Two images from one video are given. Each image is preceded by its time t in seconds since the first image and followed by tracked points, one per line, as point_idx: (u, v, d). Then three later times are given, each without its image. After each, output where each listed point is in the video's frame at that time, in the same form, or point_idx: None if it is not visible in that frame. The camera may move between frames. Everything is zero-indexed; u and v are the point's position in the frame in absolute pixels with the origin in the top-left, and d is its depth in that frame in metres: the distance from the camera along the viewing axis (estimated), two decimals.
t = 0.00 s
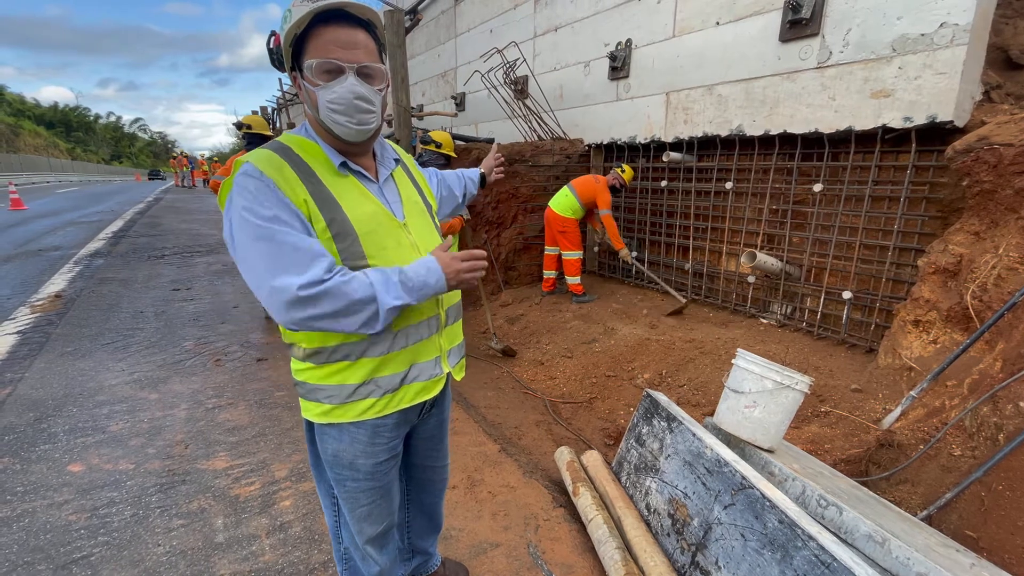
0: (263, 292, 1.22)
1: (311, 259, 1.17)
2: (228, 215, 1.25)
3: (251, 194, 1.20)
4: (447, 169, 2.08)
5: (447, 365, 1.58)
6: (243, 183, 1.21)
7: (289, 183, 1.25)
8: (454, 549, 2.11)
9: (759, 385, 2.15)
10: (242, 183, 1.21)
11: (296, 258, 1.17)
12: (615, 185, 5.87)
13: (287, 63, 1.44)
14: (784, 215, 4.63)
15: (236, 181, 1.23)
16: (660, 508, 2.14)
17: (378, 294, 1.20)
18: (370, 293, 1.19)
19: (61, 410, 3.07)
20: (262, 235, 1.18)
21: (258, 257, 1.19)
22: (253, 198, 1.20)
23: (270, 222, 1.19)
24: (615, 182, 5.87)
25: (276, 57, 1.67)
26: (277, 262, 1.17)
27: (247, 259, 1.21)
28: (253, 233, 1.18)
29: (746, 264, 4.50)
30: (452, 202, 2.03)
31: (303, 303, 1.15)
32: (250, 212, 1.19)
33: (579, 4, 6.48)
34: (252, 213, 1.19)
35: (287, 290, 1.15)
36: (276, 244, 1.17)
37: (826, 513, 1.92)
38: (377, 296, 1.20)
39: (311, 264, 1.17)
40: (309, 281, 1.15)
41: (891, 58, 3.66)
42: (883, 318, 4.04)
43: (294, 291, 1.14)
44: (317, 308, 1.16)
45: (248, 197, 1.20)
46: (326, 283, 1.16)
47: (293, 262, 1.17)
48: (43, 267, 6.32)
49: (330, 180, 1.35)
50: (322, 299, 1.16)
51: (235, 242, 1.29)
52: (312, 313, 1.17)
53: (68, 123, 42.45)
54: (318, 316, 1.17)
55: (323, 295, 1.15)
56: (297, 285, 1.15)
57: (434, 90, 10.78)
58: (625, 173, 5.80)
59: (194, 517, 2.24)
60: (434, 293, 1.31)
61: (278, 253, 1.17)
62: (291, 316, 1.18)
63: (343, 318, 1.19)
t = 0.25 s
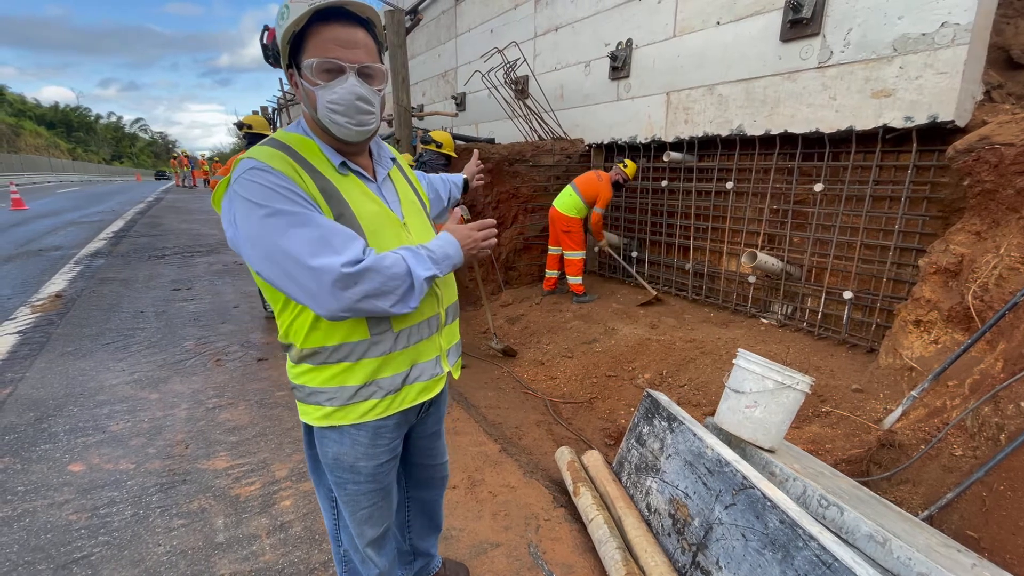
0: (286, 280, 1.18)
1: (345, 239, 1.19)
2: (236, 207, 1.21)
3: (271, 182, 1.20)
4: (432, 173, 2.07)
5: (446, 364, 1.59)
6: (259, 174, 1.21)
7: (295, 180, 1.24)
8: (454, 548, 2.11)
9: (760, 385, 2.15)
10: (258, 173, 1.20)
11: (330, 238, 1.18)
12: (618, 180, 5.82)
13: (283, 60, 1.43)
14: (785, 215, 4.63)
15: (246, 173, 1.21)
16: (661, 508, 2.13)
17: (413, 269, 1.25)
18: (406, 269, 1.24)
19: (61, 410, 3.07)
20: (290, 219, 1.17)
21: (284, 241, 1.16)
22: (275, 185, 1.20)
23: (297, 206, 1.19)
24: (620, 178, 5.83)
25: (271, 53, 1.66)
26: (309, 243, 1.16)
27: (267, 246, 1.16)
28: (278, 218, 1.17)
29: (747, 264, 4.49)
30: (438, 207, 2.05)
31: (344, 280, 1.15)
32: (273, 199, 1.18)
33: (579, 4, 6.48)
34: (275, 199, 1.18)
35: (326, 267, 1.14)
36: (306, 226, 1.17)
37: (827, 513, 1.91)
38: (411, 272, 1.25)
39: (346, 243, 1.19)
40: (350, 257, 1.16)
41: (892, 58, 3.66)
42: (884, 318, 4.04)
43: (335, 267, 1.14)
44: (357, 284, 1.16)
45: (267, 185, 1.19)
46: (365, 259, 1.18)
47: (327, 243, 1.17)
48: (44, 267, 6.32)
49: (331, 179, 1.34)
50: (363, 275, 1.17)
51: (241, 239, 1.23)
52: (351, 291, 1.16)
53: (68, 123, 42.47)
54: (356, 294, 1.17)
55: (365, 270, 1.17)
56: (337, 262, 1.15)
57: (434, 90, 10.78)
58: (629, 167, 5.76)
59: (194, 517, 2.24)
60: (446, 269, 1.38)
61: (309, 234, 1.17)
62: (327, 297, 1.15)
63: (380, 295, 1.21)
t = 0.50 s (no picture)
0: (291, 283, 1.17)
1: (353, 244, 1.20)
2: (239, 210, 1.20)
3: (278, 185, 1.20)
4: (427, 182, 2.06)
5: (447, 366, 1.59)
6: (264, 176, 1.21)
7: (299, 182, 1.24)
8: (454, 549, 2.11)
9: (760, 385, 2.15)
10: (263, 175, 1.20)
11: (337, 243, 1.19)
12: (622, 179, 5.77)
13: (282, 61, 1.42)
14: (785, 215, 4.62)
15: (250, 175, 1.21)
16: (661, 509, 2.13)
17: (420, 276, 1.27)
18: (413, 276, 1.25)
19: (61, 410, 3.07)
20: (296, 222, 1.17)
21: (290, 244, 1.16)
22: (281, 188, 1.20)
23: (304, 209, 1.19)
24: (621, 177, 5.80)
25: (271, 53, 1.66)
26: (316, 247, 1.17)
27: (272, 249, 1.16)
28: (285, 221, 1.17)
29: (747, 264, 4.49)
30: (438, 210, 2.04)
31: (351, 285, 1.15)
32: (280, 202, 1.18)
33: (579, 4, 6.48)
34: (281, 202, 1.18)
35: (334, 271, 1.14)
36: (313, 230, 1.17)
37: (828, 513, 1.91)
38: (418, 279, 1.27)
39: (354, 248, 1.20)
40: (358, 262, 1.17)
41: (892, 58, 3.66)
42: (884, 318, 4.04)
43: (343, 271, 1.14)
44: (364, 289, 1.17)
45: (272, 188, 1.19)
46: (372, 265, 1.19)
47: (335, 247, 1.18)
48: (43, 267, 6.32)
49: (333, 181, 1.34)
50: (371, 280, 1.17)
51: (244, 242, 1.23)
52: (358, 296, 1.17)
53: (68, 123, 42.47)
54: (363, 299, 1.18)
55: (372, 275, 1.18)
56: (345, 266, 1.15)
57: (434, 90, 10.78)
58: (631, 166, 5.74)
59: (194, 517, 2.24)
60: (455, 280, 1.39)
61: (317, 238, 1.17)
62: (333, 301, 1.16)
63: (386, 301, 1.21)
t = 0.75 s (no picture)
0: (292, 283, 1.17)
1: (356, 246, 1.20)
2: (244, 208, 1.20)
3: (283, 184, 1.20)
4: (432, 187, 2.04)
5: (447, 368, 1.59)
6: (270, 176, 1.21)
7: (306, 183, 1.25)
8: (454, 549, 2.11)
9: (761, 385, 2.15)
10: (269, 174, 1.21)
11: (341, 245, 1.18)
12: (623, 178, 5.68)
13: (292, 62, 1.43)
14: (785, 215, 4.62)
15: (257, 174, 1.21)
16: (660, 509, 2.13)
17: (421, 282, 1.26)
18: (414, 282, 1.25)
19: (61, 410, 3.07)
20: (301, 222, 1.17)
21: (293, 243, 1.16)
22: (287, 188, 1.20)
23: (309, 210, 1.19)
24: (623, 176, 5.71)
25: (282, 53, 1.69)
26: (319, 248, 1.17)
27: (276, 248, 1.16)
28: (290, 220, 1.17)
29: (747, 264, 4.49)
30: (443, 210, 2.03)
31: (353, 287, 1.15)
32: (285, 202, 1.18)
33: (579, 4, 6.48)
34: (286, 202, 1.18)
35: (335, 272, 1.14)
36: (317, 231, 1.18)
37: (827, 514, 1.91)
38: (420, 286, 1.26)
39: (357, 251, 1.19)
40: (360, 265, 1.17)
41: (892, 58, 3.66)
42: (884, 318, 4.03)
43: (345, 273, 1.14)
44: (365, 292, 1.17)
45: (278, 188, 1.19)
46: (374, 268, 1.19)
47: (337, 250, 1.18)
48: (43, 267, 6.32)
49: (338, 181, 1.33)
50: (372, 284, 1.17)
51: (247, 239, 1.23)
52: (359, 298, 1.16)
53: (68, 123, 42.47)
54: (364, 302, 1.17)
55: (373, 279, 1.17)
56: (346, 268, 1.15)
57: (434, 90, 10.78)
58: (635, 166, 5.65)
59: (194, 517, 2.24)
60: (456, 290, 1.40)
61: (321, 239, 1.17)
62: (334, 302, 1.15)
63: (386, 305, 1.21)
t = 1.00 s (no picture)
0: (295, 281, 1.17)
1: (359, 244, 1.20)
2: (248, 206, 1.20)
3: (287, 182, 1.20)
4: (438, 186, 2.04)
5: (449, 368, 1.59)
6: (274, 174, 1.21)
7: (310, 182, 1.24)
8: (454, 549, 2.11)
9: (760, 385, 2.15)
10: (273, 172, 1.21)
11: (343, 243, 1.18)
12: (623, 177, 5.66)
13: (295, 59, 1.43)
14: (785, 215, 4.62)
15: (260, 172, 1.21)
16: (660, 509, 2.13)
17: (423, 281, 1.26)
18: (416, 281, 1.25)
19: (60, 410, 3.07)
20: (304, 220, 1.17)
21: (296, 241, 1.16)
22: (290, 186, 1.20)
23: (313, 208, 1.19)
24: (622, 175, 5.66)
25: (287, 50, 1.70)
26: (322, 246, 1.16)
27: (279, 246, 1.16)
28: (293, 218, 1.17)
29: (747, 264, 4.49)
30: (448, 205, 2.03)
31: (355, 285, 1.15)
32: (288, 200, 1.18)
33: (579, 4, 6.48)
34: (289, 200, 1.18)
35: (338, 270, 1.14)
36: (319, 229, 1.17)
37: (826, 514, 1.91)
38: (421, 285, 1.26)
39: (360, 249, 1.19)
40: (362, 264, 1.16)
41: (891, 58, 3.66)
42: (884, 318, 4.03)
43: (347, 272, 1.14)
44: (367, 290, 1.17)
45: (282, 186, 1.19)
46: (376, 267, 1.18)
47: (339, 248, 1.17)
48: (43, 267, 6.32)
49: (342, 180, 1.33)
50: (374, 283, 1.17)
51: (251, 237, 1.23)
52: (360, 296, 1.16)
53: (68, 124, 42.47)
54: (365, 301, 1.17)
55: (375, 278, 1.17)
56: (348, 266, 1.15)
57: (434, 90, 10.78)
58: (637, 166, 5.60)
59: (193, 517, 2.24)
60: (457, 290, 1.40)
61: (323, 237, 1.17)
62: (336, 300, 1.15)
63: (388, 304, 1.21)
